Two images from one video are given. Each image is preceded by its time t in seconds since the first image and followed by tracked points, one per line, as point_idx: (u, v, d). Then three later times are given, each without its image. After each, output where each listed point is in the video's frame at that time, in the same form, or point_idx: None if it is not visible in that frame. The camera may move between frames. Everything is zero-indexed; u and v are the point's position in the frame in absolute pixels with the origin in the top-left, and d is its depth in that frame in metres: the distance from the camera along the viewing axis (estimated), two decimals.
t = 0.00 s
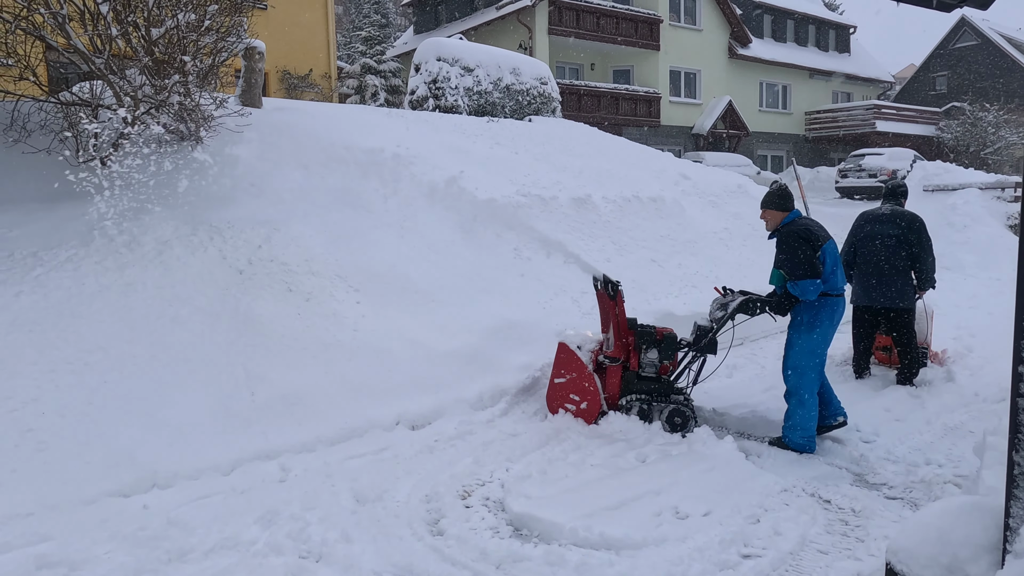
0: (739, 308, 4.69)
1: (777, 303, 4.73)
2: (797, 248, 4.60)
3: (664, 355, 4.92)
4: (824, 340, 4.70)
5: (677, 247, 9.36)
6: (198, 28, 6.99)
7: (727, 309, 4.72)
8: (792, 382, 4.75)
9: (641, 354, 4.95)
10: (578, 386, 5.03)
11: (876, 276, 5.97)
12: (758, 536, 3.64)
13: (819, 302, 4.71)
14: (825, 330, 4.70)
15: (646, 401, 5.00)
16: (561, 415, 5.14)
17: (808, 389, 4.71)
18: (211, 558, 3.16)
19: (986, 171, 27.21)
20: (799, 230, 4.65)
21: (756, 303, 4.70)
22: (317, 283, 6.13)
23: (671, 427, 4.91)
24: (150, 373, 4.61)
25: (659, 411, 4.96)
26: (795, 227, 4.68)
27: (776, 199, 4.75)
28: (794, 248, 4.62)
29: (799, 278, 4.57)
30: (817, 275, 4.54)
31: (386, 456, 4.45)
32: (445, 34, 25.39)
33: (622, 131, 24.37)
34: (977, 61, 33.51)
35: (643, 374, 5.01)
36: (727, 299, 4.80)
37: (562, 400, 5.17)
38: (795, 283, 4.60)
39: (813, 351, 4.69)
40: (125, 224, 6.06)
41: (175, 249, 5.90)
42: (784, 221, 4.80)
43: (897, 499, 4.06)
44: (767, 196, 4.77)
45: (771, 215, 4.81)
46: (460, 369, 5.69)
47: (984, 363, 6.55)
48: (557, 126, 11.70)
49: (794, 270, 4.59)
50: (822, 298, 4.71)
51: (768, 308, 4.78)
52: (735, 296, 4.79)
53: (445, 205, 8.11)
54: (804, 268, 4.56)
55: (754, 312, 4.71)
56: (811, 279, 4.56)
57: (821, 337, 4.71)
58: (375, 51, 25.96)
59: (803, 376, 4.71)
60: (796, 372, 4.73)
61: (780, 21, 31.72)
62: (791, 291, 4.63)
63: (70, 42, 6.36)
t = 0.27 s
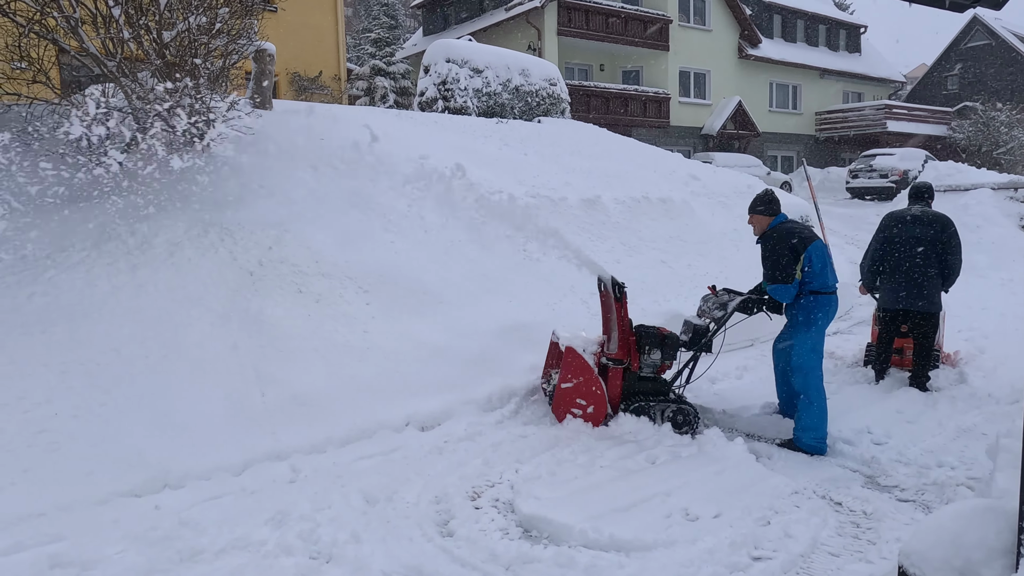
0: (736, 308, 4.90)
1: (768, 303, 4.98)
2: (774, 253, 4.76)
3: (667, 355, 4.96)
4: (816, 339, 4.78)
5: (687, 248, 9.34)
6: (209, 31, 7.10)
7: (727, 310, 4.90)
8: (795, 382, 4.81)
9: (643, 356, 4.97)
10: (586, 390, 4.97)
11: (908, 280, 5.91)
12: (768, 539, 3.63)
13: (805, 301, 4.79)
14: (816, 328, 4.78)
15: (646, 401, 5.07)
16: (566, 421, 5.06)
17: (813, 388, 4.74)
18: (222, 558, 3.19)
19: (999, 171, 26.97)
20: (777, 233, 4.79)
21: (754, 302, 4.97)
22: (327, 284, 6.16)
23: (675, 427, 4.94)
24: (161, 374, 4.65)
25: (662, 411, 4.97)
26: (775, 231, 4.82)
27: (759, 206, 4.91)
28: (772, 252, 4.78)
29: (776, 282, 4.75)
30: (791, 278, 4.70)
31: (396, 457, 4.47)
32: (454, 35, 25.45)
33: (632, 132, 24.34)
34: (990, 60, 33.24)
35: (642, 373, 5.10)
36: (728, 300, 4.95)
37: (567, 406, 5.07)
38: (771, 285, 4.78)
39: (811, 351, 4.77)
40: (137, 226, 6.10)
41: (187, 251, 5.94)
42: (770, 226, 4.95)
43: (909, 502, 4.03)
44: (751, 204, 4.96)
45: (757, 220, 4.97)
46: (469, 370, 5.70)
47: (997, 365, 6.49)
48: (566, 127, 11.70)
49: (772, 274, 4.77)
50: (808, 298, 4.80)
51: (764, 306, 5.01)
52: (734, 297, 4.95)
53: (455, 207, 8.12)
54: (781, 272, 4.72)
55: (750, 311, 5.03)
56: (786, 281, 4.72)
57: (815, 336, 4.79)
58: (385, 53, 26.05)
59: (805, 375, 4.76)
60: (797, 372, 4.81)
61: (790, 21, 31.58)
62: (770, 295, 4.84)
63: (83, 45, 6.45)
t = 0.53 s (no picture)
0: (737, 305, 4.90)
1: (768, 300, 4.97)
2: (777, 250, 4.77)
3: (673, 359, 4.87)
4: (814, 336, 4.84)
5: (705, 249, 9.28)
6: (229, 36, 7.15)
7: (727, 308, 4.83)
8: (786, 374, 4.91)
9: (646, 361, 4.91)
10: (598, 398, 4.84)
11: (940, 279, 5.80)
12: (787, 543, 3.59)
13: (811, 298, 4.85)
14: (816, 325, 4.85)
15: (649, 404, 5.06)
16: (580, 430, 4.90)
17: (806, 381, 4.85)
18: (241, 558, 3.22)
19: None
20: (781, 231, 4.79)
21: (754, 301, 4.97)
22: (345, 286, 6.20)
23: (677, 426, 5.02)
24: (181, 374, 4.71)
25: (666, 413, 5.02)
26: (778, 229, 4.83)
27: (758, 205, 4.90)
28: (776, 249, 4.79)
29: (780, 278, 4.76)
30: (795, 274, 4.71)
31: (413, 458, 4.48)
32: (472, 38, 25.52)
33: (650, 133, 24.24)
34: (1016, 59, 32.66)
35: (642, 377, 5.04)
36: (726, 300, 4.90)
37: (578, 416, 4.90)
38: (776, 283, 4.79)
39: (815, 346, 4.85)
40: (158, 229, 6.19)
41: (207, 253, 6.01)
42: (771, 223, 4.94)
43: (932, 507, 3.97)
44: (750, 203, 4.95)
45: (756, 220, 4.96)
46: (486, 372, 5.71)
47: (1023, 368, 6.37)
48: (584, 129, 11.69)
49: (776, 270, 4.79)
50: (812, 295, 4.86)
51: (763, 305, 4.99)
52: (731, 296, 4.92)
53: (472, 208, 8.12)
54: (786, 268, 4.73)
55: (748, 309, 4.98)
56: (792, 279, 4.73)
57: (815, 333, 4.85)
58: (404, 56, 26.19)
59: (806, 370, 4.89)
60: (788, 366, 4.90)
61: (811, 21, 31.29)
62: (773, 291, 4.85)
63: (106, 51, 6.55)
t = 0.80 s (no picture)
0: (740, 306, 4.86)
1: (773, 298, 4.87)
2: (795, 249, 4.81)
3: (677, 360, 4.81)
4: (818, 335, 4.92)
5: (731, 250, 9.18)
6: (254, 38, 7.23)
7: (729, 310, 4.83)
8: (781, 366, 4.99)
9: (650, 364, 4.86)
10: (607, 403, 4.71)
11: (976, 279, 5.65)
12: (811, 548, 3.52)
13: (824, 297, 4.94)
14: (821, 325, 4.93)
15: (656, 406, 4.99)
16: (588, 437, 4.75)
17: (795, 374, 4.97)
18: (261, 556, 3.25)
19: None
20: (799, 230, 4.85)
21: (754, 302, 4.89)
22: (367, 286, 6.24)
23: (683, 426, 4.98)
24: (204, 373, 4.77)
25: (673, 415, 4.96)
26: (792, 229, 4.89)
27: (770, 204, 4.93)
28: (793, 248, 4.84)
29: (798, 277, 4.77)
30: (814, 275, 4.75)
31: (433, 458, 4.49)
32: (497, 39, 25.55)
33: (677, 133, 24.03)
34: None
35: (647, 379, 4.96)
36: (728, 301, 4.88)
37: (586, 422, 4.75)
38: (792, 281, 4.78)
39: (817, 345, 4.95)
40: (185, 230, 6.28)
41: (232, 254, 6.09)
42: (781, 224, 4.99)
43: (961, 513, 3.87)
44: (763, 201, 4.96)
45: (767, 219, 4.97)
46: (507, 373, 5.70)
47: None
48: (608, 129, 11.63)
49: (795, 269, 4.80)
50: (823, 295, 4.95)
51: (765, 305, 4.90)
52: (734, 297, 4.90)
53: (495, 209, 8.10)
54: (805, 267, 4.76)
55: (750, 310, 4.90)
56: (809, 278, 4.75)
57: (819, 332, 4.93)
58: (429, 58, 26.31)
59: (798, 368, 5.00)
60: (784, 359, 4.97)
61: (840, 18, 30.80)
62: (788, 289, 4.81)
63: (135, 54, 6.71)
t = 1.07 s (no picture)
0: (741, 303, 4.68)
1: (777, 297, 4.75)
2: (802, 248, 4.73)
3: (676, 360, 4.70)
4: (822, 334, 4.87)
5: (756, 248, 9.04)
6: (273, 37, 7.27)
7: (730, 306, 4.64)
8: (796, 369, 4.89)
9: (649, 364, 4.72)
10: (606, 404, 4.60)
11: (1009, 276, 5.48)
12: (827, 553, 3.44)
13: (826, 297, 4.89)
14: (825, 323, 4.88)
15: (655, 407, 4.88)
16: (587, 440, 4.63)
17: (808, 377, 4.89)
18: (267, 553, 3.26)
19: None
20: (806, 229, 4.74)
21: (756, 299, 4.71)
22: (385, 285, 6.25)
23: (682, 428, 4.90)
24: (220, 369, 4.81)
25: (672, 416, 4.88)
26: (798, 226, 4.78)
27: (775, 199, 4.75)
28: (800, 247, 4.74)
29: (808, 277, 4.69)
30: (824, 276, 4.68)
31: (446, 457, 4.48)
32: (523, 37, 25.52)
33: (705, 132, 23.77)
34: None
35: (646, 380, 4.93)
36: (728, 298, 4.69)
37: (585, 424, 4.63)
38: (801, 281, 4.69)
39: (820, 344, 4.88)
40: (206, 228, 6.34)
41: (251, 252, 6.14)
42: (785, 220, 4.84)
43: (986, 519, 3.75)
44: (769, 196, 4.77)
45: (772, 214, 4.80)
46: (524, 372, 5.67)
47: None
48: (633, 127, 11.53)
49: (804, 269, 4.71)
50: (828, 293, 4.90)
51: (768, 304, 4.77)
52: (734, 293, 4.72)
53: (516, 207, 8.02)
54: (815, 267, 4.68)
55: (750, 307, 4.73)
56: (818, 278, 4.69)
57: (822, 330, 4.90)
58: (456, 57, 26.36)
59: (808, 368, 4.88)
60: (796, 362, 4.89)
61: (872, 12, 30.20)
62: (796, 289, 4.70)
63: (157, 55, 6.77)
